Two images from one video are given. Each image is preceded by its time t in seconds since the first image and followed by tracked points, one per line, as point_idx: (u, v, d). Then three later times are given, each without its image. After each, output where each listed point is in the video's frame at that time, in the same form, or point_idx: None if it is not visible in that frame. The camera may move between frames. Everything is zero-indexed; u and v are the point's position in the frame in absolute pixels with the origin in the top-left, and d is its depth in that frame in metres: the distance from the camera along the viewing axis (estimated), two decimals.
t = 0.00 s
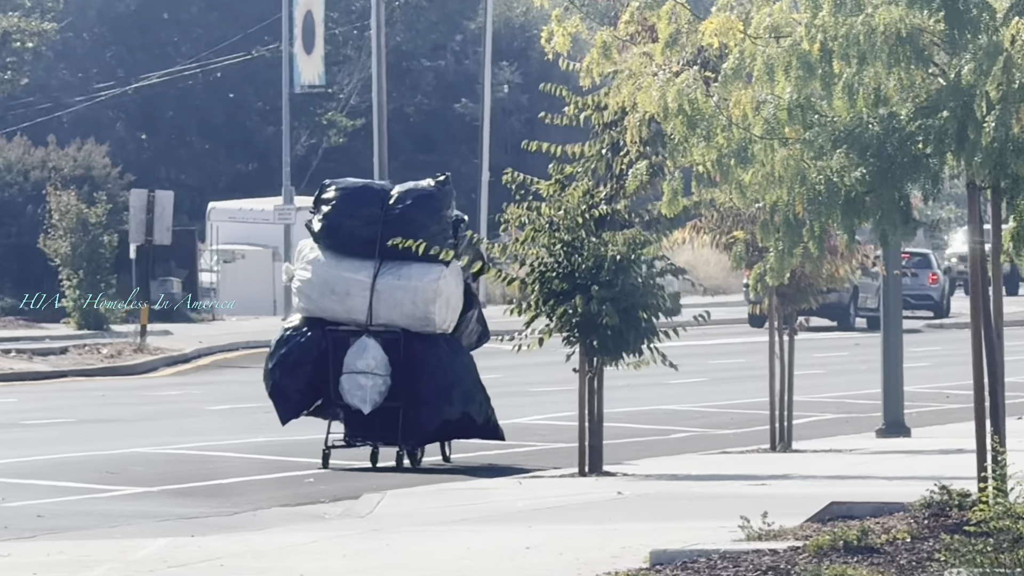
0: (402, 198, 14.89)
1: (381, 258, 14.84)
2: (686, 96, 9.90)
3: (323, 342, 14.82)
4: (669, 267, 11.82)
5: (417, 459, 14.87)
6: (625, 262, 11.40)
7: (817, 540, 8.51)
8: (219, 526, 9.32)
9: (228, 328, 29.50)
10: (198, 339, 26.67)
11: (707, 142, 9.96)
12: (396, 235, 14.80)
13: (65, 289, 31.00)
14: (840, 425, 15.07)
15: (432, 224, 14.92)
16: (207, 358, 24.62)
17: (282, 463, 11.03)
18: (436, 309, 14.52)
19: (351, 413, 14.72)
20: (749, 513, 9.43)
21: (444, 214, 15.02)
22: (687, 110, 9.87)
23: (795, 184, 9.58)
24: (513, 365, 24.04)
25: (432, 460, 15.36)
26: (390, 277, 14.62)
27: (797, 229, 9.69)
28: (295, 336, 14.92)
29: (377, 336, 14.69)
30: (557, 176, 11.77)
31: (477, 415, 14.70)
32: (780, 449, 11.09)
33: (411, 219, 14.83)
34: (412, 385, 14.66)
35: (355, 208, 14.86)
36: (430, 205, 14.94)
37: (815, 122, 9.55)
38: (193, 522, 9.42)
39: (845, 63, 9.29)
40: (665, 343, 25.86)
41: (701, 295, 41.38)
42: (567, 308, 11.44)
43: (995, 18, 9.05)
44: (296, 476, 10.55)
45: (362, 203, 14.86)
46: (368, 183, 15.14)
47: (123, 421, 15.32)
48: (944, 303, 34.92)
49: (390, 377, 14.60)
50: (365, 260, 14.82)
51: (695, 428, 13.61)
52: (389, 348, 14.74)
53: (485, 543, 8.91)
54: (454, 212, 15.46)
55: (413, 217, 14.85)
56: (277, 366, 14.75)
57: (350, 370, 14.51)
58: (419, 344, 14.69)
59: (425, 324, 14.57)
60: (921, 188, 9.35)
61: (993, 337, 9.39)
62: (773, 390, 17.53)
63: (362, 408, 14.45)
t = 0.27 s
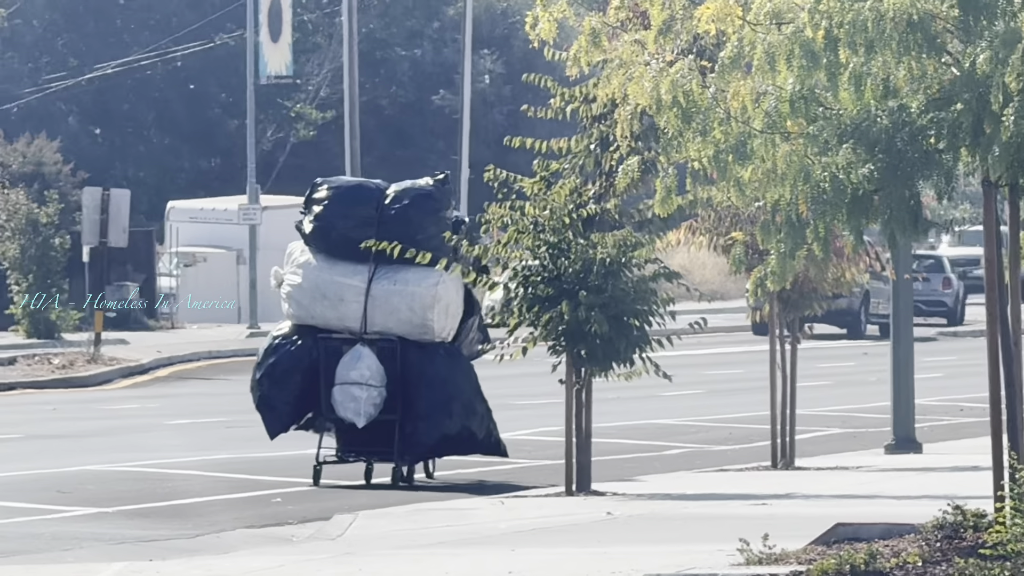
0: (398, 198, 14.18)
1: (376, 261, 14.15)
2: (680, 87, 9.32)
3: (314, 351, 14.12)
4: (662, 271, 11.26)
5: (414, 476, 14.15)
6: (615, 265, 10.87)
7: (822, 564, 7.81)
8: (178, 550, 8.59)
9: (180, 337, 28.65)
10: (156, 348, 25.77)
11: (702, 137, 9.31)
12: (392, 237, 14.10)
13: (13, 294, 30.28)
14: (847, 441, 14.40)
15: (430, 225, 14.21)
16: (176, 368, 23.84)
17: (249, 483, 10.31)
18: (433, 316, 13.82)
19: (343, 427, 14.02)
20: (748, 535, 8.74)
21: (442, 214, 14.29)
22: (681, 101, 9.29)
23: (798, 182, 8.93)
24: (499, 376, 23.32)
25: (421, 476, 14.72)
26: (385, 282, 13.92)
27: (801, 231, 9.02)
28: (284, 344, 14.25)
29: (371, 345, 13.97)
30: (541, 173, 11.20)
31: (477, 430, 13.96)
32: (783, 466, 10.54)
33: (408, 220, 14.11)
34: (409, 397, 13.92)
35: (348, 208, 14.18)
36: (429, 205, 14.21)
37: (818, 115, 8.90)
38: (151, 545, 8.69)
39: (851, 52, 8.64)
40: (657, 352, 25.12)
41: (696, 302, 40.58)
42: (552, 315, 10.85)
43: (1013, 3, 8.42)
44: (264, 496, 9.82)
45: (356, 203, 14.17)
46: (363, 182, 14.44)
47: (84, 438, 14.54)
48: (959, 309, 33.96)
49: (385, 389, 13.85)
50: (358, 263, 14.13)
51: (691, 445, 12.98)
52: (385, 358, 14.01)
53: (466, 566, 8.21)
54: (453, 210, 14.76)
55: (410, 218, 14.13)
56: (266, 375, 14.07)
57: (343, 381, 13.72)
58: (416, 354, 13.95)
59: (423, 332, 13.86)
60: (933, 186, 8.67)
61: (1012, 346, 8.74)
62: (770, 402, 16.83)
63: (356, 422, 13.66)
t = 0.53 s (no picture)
0: (396, 201, 13.91)
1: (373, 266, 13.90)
2: (662, 87, 9.10)
3: (309, 356, 13.90)
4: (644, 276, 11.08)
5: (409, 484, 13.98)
6: (593, 270, 10.63)
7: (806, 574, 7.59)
8: (146, 561, 8.35)
9: (136, 344, 28.34)
10: (123, 355, 25.48)
11: (685, 138, 9.10)
12: (389, 240, 13.85)
13: None
14: (832, 449, 14.21)
15: (429, 229, 13.92)
16: (150, 375, 23.60)
17: (221, 494, 10.08)
18: (432, 321, 13.58)
19: (339, 434, 13.79)
20: (732, 546, 8.52)
21: (442, 217, 14.01)
22: (662, 102, 9.07)
23: (782, 183, 8.71)
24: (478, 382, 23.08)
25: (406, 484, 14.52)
26: (383, 287, 13.69)
27: (786, 234, 8.82)
28: (280, 350, 14.02)
29: (368, 351, 13.76)
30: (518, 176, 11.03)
31: (475, 437, 13.76)
32: (767, 474, 10.35)
33: (405, 223, 13.85)
34: (407, 404, 13.73)
35: (344, 212, 13.94)
36: (427, 208, 13.94)
37: (801, 117, 8.68)
38: (118, 557, 8.45)
39: (837, 50, 8.41)
40: (639, 359, 24.90)
41: (680, 307, 40.41)
42: (530, 321, 10.62)
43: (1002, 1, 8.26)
44: (236, 507, 9.58)
45: (353, 206, 13.93)
46: (360, 185, 14.17)
47: (57, 447, 14.28)
48: (948, 315, 33.65)
49: (382, 396, 13.64)
50: (354, 268, 13.88)
51: (674, 454, 12.81)
52: (382, 364, 13.78)
53: None
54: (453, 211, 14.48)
55: (408, 221, 13.86)
56: (261, 382, 13.82)
57: (339, 388, 13.48)
58: (413, 360, 13.75)
59: (421, 338, 13.63)
60: (920, 188, 8.46)
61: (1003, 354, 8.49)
62: (755, 410, 16.63)
63: (352, 429, 13.45)
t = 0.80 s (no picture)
0: (393, 206, 13.84)
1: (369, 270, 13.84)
2: (635, 91, 9.09)
3: (305, 361, 13.86)
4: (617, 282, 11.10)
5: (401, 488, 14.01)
6: (565, 276, 10.63)
7: None
8: (118, 567, 8.30)
9: (109, 349, 28.39)
10: (95, 360, 25.49)
11: (657, 142, 9.10)
12: (385, 245, 13.81)
13: None
14: (806, 454, 14.22)
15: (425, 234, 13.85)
16: (124, 379, 23.61)
17: (192, 500, 10.05)
18: (428, 326, 13.58)
19: (335, 438, 13.77)
20: (705, 551, 8.49)
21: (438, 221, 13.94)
22: (635, 106, 9.06)
23: (756, 188, 8.69)
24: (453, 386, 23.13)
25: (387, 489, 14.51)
26: (379, 292, 13.64)
27: (760, 238, 8.79)
28: (274, 354, 13.96)
29: (364, 355, 13.72)
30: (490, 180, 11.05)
31: (470, 442, 13.80)
32: (741, 479, 10.36)
33: (401, 228, 13.77)
34: (402, 408, 13.72)
35: (340, 217, 13.89)
36: (423, 212, 13.87)
37: (775, 120, 8.65)
38: (90, 562, 8.41)
39: (810, 54, 8.39)
40: (614, 363, 24.94)
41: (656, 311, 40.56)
42: (503, 326, 10.63)
43: (977, 4, 8.23)
44: (208, 513, 9.53)
45: (349, 211, 13.89)
46: (356, 190, 14.08)
47: (32, 453, 14.21)
48: (922, 319, 33.61)
49: (378, 400, 13.64)
50: (350, 272, 13.80)
51: (646, 459, 12.88)
52: (377, 368, 13.76)
53: None
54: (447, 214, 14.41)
55: (405, 226, 13.78)
56: (256, 386, 13.78)
57: (335, 392, 13.49)
58: (408, 365, 13.76)
59: (417, 343, 13.62)
60: (894, 192, 8.43)
61: (975, 359, 8.48)
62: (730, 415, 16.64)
63: (348, 432, 13.46)
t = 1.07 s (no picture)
0: (386, 209, 13.79)
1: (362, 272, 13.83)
2: (606, 94, 9.12)
3: (296, 363, 13.85)
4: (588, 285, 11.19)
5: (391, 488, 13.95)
6: (537, 278, 10.72)
7: None
8: (89, 569, 8.29)
9: (80, 351, 28.50)
10: (66, 362, 25.53)
11: (630, 145, 9.13)
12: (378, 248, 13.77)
13: None
14: (776, 456, 14.25)
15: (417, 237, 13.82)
16: (96, 381, 23.65)
17: (164, 503, 10.04)
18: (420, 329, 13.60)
19: (327, 439, 13.75)
20: (676, 554, 8.46)
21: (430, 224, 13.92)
22: (607, 108, 9.09)
23: (728, 190, 8.69)
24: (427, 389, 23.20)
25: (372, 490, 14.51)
26: (372, 295, 13.65)
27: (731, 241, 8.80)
28: (266, 356, 13.93)
29: (356, 357, 13.74)
30: (462, 183, 11.10)
31: (463, 444, 13.70)
32: (712, 482, 10.40)
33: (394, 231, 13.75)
34: (393, 409, 13.67)
35: (333, 220, 13.82)
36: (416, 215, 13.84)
37: (748, 122, 8.66)
38: (61, 565, 8.38)
39: (783, 57, 8.40)
40: (587, 364, 24.99)
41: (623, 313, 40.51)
42: (475, 328, 10.72)
43: (948, 7, 8.22)
44: (179, 517, 9.52)
45: (342, 213, 13.83)
46: (348, 193, 14.01)
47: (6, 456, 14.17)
48: (892, 320, 33.45)
49: (370, 402, 13.60)
50: (343, 275, 13.78)
51: (617, 461, 12.92)
52: (369, 370, 13.74)
53: None
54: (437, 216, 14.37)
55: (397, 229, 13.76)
56: (247, 387, 13.70)
57: (328, 394, 13.45)
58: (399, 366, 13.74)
59: (409, 346, 13.66)
60: (866, 195, 8.43)
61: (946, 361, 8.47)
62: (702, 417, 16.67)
63: (342, 434, 13.42)
